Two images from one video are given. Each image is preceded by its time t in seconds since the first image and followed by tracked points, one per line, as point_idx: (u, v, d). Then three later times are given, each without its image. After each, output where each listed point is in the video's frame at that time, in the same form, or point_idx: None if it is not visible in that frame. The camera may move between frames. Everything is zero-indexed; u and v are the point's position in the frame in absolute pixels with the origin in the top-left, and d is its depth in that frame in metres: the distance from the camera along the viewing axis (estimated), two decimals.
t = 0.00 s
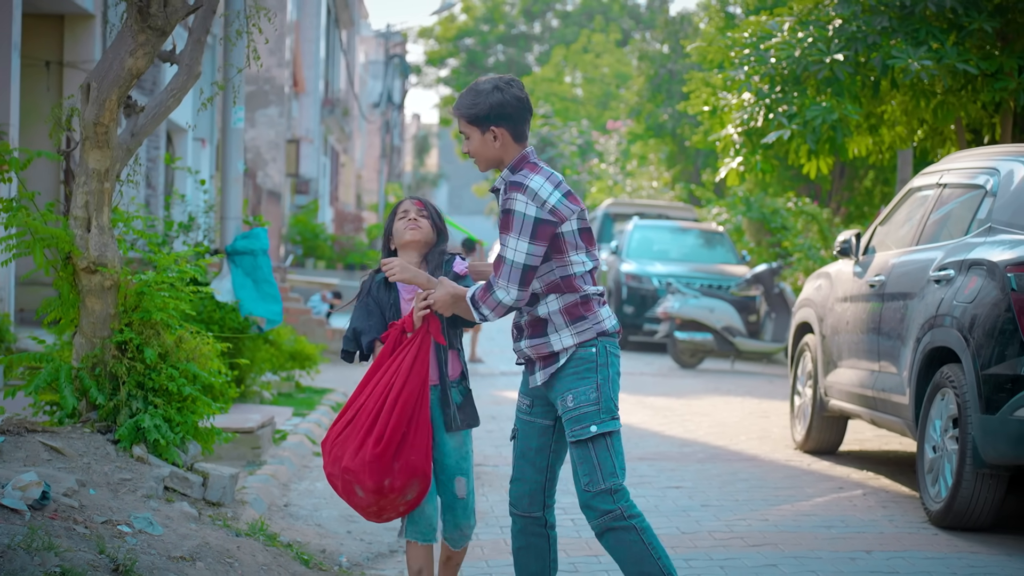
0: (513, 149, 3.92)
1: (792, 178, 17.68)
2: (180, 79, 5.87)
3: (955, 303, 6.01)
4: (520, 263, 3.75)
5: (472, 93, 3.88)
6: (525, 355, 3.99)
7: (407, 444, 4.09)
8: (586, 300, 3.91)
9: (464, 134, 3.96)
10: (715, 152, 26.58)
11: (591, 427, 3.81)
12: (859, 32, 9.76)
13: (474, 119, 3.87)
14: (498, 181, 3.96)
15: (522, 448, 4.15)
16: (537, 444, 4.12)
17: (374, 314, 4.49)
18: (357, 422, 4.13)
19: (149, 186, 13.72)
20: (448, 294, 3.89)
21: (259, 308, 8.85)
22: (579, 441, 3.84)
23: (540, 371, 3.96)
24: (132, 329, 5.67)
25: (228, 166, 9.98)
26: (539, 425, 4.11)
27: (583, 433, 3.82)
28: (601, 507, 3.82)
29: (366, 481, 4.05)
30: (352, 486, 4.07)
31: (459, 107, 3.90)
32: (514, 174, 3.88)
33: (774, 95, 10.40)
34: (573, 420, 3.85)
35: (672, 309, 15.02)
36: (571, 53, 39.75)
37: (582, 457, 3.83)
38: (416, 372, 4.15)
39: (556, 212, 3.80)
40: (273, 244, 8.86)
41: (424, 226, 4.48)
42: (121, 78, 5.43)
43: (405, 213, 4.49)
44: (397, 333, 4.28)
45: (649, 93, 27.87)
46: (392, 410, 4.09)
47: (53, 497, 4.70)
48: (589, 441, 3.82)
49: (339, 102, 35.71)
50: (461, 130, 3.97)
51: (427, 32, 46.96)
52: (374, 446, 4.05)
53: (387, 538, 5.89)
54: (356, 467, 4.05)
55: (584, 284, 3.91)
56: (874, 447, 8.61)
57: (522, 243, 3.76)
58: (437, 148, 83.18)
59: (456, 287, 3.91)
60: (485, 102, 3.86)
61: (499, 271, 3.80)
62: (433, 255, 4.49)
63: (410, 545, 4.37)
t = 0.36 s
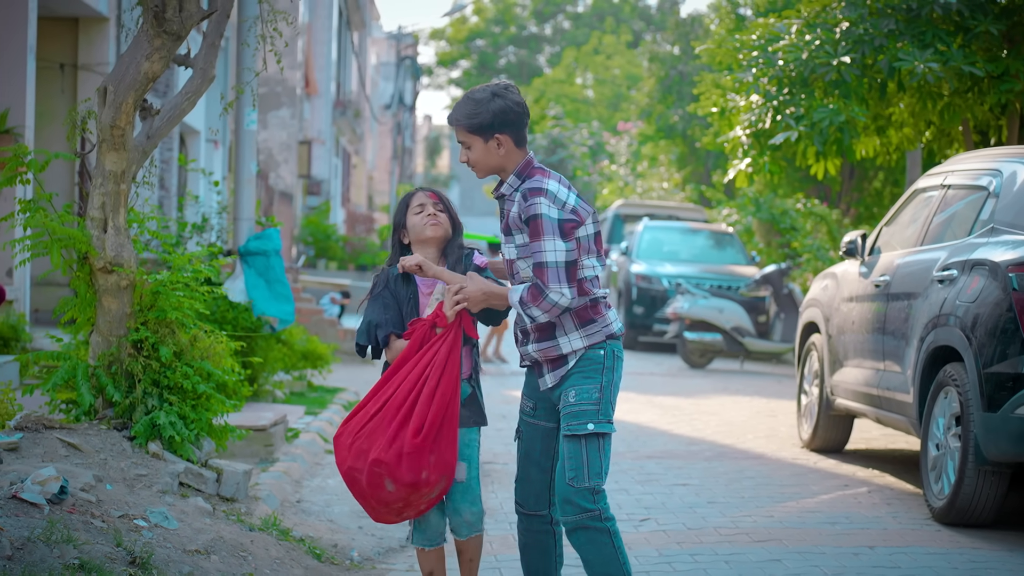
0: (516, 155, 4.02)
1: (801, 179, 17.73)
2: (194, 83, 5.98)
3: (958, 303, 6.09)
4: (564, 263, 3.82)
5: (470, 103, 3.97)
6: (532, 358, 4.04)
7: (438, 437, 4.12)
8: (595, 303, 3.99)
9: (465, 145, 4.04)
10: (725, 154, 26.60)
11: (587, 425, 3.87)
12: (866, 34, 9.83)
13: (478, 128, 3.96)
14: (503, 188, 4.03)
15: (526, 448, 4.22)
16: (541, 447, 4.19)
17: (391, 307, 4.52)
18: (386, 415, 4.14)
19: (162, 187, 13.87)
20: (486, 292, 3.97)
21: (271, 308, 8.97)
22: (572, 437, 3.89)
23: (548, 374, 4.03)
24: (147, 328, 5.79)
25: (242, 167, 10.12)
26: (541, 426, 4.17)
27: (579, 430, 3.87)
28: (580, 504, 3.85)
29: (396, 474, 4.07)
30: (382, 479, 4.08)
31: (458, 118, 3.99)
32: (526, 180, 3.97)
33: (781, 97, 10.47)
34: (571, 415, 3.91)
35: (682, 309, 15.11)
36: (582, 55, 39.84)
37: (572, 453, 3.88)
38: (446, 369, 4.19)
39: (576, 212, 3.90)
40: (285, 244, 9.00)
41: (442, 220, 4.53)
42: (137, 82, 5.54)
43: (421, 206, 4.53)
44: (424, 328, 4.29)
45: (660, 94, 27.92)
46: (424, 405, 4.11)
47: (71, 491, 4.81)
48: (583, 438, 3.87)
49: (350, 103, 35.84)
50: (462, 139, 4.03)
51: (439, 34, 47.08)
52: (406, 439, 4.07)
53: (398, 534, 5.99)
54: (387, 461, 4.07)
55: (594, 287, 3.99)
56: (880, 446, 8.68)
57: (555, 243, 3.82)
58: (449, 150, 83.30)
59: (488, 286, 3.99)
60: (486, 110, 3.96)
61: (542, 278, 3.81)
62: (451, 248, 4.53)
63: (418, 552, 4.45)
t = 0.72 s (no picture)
0: (546, 149, 4.06)
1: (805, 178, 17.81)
2: (202, 81, 6.08)
3: (954, 298, 6.17)
4: (606, 256, 3.85)
5: (514, 88, 3.95)
6: (552, 359, 4.05)
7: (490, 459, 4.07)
8: (618, 303, 4.04)
9: (498, 132, 4.00)
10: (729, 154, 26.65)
11: (611, 425, 3.93)
12: (867, 33, 9.95)
13: (523, 114, 3.96)
14: (532, 181, 4.05)
15: (535, 447, 4.26)
16: (549, 446, 4.24)
17: (392, 309, 4.22)
18: (446, 446, 3.95)
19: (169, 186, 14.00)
20: (503, 295, 3.89)
21: (278, 304, 9.08)
22: (593, 435, 3.94)
23: (568, 375, 4.05)
24: (156, 321, 5.90)
25: (248, 165, 10.25)
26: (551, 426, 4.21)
27: (602, 428, 3.93)
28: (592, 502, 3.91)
29: (468, 506, 3.95)
30: (454, 513, 3.94)
31: (500, 103, 3.95)
32: (562, 174, 4.01)
33: (783, 96, 10.56)
34: (594, 413, 3.95)
35: (685, 308, 15.21)
36: (587, 55, 39.91)
37: (590, 450, 3.93)
38: (482, 383, 4.08)
39: (611, 209, 3.95)
40: (291, 242, 9.10)
41: (455, 223, 4.26)
42: (146, 80, 5.65)
43: (434, 206, 4.24)
44: (437, 337, 4.09)
45: (664, 94, 28.05)
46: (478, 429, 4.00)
47: (82, 480, 4.91)
48: (604, 437, 3.93)
49: (356, 104, 35.98)
50: (499, 127, 3.99)
51: (444, 34, 47.19)
52: (479, 472, 3.95)
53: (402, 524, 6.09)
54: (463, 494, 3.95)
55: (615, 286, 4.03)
56: (880, 441, 8.77)
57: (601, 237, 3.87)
58: (454, 150, 83.45)
59: (505, 288, 3.92)
60: (531, 97, 3.96)
61: (583, 270, 3.82)
62: (457, 253, 4.30)
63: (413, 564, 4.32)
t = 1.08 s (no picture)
0: (579, 136, 3.99)
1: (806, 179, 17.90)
2: (209, 84, 6.20)
3: (950, 297, 6.27)
4: (633, 257, 3.86)
5: (551, 74, 3.85)
6: (578, 344, 4.00)
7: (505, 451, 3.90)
8: (640, 292, 4.09)
9: (532, 117, 3.91)
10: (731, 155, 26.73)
11: (630, 423, 4.07)
12: (865, 36, 10.08)
13: (561, 100, 3.86)
14: (566, 168, 4.01)
15: (550, 433, 4.09)
16: (568, 430, 4.10)
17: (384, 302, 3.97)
18: (506, 437, 3.75)
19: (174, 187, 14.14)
20: (514, 294, 3.82)
21: (282, 304, 9.18)
22: (612, 433, 4.05)
23: (590, 362, 4.02)
24: (164, 320, 6.01)
25: (253, 166, 10.38)
26: (568, 411, 4.11)
27: (624, 427, 4.05)
28: (607, 498, 4.07)
29: (524, 499, 3.76)
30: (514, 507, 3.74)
31: (536, 88, 3.85)
32: (598, 164, 3.99)
33: (782, 98, 10.66)
34: (614, 410, 4.05)
35: (686, 308, 15.32)
36: (590, 56, 39.98)
37: (609, 448, 4.06)
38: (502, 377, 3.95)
39: (645, 204, 3.96)
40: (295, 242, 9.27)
41: (453, 221, 4.01)
42: (155, 83, 5.75)
43: (434, 203, 3.97)
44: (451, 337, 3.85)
45: (666, 95, 28.16)
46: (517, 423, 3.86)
47: (92, 475, 5.02)
48: (622, 436, 4.05)
49: (359, 105, 36.11)
50: (532, 112, 3.89)
51: (447, 35, 47.29)
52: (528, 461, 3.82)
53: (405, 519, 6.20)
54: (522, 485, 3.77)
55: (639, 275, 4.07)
56: (878, 439, 8.87)
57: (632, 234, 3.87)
58: (456, 150, 83.55)
59: (517, 286, 3.84)
60: (569, 82, 3.86)
61: (608, 268, 3.82)
62: (454, 248, 4.07)
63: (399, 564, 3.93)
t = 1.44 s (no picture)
0: (574, 142, 4.06)
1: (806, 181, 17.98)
2: (215, 88, 6.30)
3: (945, 299, 6.36)
4: (632, 262, 3.93)
5: (550, 78, 3.92)
6: (580, 350, 4.04)
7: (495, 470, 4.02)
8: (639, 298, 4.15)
9: (529, 122, 3.97)
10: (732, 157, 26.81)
11: (631, 435, 4.15)
12: (864, 40, 10.19)
13: (560, 105, 3.94)
14: (563, 174, 4.06)
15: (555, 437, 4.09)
16: (571, 435, 4.11)
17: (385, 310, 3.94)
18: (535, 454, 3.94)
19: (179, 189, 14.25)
20: (517, 309, 3.93)
21: (286, 305, 9.28)
22: (614, 445, 4.13)
23: (590, 369, 4.06)
24: (171, 320, 6.11)
25: (257, 168, 10.49)
26: (570, 414, 4.11)
27: (625, 439, 4.13)
28: (610, 508, 4.14)
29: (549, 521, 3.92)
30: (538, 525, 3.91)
31: (534, 92, 3.92)
32: (595, 169, 4.04)
33: (782, 100, 10.74)
34: (616, 422, 4.12)
35: (687, 309, 15.41)
36: (592, 57, 40.07)
37: (611, 460, 4.13)
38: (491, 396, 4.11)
39: (643, 210, 4.03)
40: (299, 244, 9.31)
41: (457, 242, 4.00)
42: (163, 87, 5.82)
43: (440, 223, 3.95)
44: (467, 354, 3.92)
45: (668, 96, 28.26)
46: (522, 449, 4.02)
47: (102, 472, 5.12)
48: (624, 448, 4.13)
49: (362, 106, 36.20)
50: (529, 117, 3.96)
51: (449, 36, 47.38)
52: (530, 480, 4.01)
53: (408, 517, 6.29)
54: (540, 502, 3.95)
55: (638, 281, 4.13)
56: (876, 439, 8.96)
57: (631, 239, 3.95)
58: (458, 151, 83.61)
59: (518, 301, 3.94)
60: (568, 87, 3.94)
61: (609, 275, 3.90)
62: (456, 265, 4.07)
63: None
